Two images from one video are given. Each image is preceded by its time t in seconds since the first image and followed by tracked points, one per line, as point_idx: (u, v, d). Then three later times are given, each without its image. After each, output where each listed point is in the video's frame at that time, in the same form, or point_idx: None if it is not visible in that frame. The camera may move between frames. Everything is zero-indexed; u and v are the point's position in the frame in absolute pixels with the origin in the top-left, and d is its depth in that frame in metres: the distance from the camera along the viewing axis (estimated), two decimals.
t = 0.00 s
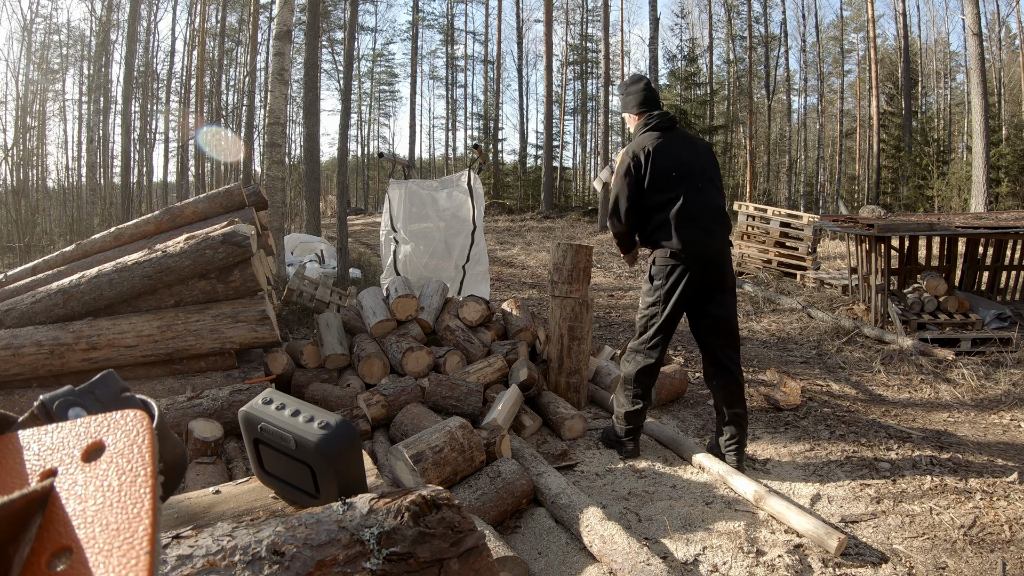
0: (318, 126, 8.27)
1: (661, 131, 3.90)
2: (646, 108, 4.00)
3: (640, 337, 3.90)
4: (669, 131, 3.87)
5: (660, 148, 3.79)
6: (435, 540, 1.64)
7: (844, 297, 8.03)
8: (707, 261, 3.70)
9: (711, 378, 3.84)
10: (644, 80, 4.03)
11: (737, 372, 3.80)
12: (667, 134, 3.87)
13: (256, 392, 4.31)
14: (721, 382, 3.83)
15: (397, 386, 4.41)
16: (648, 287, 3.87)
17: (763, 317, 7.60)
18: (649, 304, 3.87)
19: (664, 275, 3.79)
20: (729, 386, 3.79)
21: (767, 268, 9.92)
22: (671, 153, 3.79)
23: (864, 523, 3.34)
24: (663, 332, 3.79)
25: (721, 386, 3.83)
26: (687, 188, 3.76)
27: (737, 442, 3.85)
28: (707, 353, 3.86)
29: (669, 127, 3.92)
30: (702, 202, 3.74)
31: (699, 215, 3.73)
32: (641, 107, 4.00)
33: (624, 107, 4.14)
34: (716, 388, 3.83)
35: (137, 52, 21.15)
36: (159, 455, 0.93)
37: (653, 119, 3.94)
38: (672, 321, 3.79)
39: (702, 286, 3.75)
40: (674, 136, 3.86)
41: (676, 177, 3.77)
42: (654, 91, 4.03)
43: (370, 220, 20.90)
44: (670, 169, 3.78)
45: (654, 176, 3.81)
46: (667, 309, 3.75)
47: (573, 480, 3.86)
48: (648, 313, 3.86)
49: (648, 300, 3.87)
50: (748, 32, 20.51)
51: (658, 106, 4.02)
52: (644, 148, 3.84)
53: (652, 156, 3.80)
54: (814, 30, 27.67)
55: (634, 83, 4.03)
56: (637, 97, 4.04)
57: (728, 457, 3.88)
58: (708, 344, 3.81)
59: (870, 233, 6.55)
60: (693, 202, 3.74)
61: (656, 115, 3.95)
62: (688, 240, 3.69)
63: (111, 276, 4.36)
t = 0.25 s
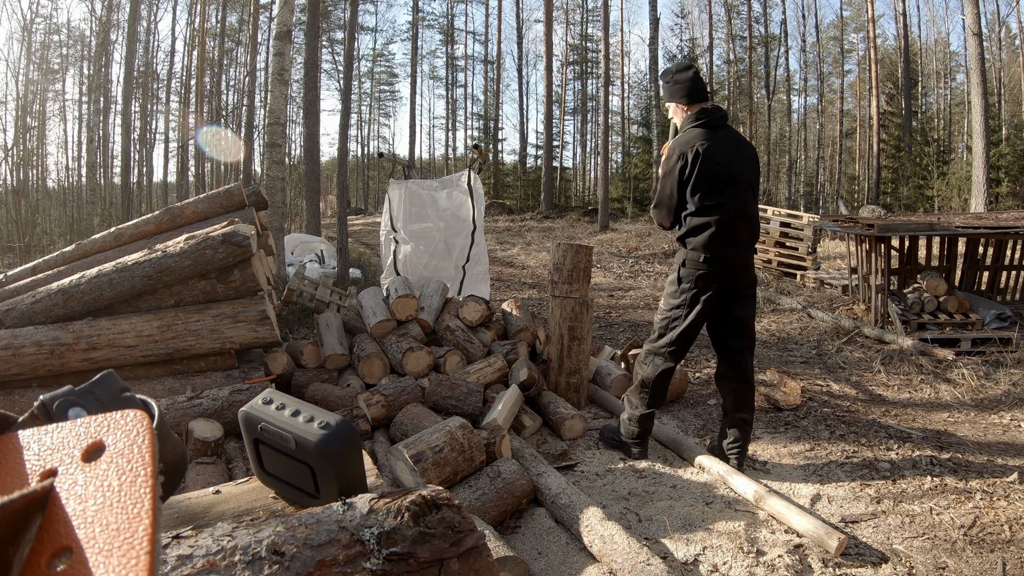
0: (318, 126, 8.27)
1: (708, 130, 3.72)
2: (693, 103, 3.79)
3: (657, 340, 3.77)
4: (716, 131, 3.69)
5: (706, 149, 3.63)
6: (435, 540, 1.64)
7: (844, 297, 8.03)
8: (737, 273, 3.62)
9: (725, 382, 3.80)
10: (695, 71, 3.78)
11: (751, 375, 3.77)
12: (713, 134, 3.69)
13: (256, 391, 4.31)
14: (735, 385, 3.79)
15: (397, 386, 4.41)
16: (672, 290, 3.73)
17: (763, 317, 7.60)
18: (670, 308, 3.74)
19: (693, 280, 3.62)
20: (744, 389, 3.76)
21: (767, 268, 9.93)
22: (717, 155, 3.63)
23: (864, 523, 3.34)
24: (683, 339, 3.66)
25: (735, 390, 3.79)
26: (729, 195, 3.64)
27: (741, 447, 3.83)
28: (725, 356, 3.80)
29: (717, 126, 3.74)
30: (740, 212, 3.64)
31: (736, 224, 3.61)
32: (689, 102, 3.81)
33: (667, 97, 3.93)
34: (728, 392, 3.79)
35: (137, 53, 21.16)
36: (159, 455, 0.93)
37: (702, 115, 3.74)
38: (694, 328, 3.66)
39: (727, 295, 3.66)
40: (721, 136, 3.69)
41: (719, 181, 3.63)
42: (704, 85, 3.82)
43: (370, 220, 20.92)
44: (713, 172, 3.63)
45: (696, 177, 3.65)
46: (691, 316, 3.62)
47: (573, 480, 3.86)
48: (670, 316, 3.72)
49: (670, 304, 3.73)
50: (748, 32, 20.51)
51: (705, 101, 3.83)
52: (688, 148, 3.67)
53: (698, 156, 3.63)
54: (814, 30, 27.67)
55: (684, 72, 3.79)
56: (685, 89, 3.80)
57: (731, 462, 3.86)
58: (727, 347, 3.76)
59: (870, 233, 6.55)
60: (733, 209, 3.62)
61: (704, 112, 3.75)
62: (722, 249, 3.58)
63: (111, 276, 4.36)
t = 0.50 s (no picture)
0: (318, 126, 8.28)
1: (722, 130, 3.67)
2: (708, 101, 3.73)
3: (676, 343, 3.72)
4: (730, 132, 3.66)
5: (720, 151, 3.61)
6: (434, 540, 1.64)
7: (844, 297, 8.03)
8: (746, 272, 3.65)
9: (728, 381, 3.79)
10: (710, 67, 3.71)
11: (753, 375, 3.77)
12: (728, 133, 3.66)
13: (256, 391, 4.31)
14: (737, 385, 3.78)
15: (397, 386, 4.41)
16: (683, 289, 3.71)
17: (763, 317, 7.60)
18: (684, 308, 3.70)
19: (704, 278, 3.62)
20: (746, 390, 3.76)
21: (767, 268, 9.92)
22: (730, 156, 3.62)
23: (864, 523, 3.34)
24: (698, 339, 3.63)
25: (736, 390, 3.78)
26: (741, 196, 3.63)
27: (740, 448, 3.84)
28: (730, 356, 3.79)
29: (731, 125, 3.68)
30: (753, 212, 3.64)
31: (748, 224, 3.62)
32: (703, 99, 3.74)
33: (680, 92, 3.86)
34: (731, 392, 3.78)
35: (137, 53, 21.14)
36: (160, 455, 0.93)
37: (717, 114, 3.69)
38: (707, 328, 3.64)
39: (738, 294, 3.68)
40: (734, 136, 3.66)
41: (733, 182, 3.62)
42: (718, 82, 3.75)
43: (370, 220, 20.92)
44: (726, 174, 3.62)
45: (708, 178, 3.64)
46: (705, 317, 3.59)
47: (573, 480, 3.86)
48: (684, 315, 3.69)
49: (683, 302, 3.70)
50: (748, 32, 20.51)
51: (719, 98, 3.76)
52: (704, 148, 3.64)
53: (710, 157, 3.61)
54: (814, 30, 27.64)
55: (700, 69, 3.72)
56: (700, 86, 3.74)
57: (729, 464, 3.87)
58: (731, 347, 3.76)
59: (870, 233, 6.54)
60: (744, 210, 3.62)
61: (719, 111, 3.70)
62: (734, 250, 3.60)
63: (111, 276, 4.36)
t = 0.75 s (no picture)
0: (318, 126, 8.28)
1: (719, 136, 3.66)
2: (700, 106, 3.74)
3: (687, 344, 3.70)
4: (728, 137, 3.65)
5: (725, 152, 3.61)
6: (435, 540, 1.64)
7: (844, 297, 8.04)
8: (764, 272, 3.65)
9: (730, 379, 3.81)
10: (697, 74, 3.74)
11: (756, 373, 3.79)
12: (728, 135, 3.66)
13: (256, 392, 4.32)
14: (740, 383, 3.82)
15: (397, 387, 4.42)
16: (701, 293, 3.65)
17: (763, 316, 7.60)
18: (700, 310, 3.66)
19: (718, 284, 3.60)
20: (747, 389, 3.78)
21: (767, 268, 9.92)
22: (735, 156, 3.62)
23: (864, 523, 3.34)
24: (711, 342, 3.62)
25: (739, 389, 3.81)
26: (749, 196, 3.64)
27: (740, 447, 3.84)
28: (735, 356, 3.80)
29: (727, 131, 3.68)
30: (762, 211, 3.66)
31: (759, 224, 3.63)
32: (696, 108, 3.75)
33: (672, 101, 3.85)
34: (733, 390, 3.80)
35: (137, 53, 21.13)
36: (159, 455, 0.93)
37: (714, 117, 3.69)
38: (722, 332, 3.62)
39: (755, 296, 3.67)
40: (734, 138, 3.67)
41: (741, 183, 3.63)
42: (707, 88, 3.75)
43: (370, 220, 20.92)
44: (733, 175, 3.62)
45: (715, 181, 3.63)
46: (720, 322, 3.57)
47: (573, 480, 3.86)
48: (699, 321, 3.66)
49: (699, 304, 3.65)
50: (748, 32, 20.50)
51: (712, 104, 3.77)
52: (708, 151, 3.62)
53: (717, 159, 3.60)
54: (814, 30, 27.64)
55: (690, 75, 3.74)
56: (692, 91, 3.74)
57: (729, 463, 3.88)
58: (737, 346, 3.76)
59: (870, 233, 6.55)
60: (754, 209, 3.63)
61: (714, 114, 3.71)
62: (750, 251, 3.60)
63: (111, 276, 4.36)
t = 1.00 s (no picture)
0: (318, 126, 8.27)
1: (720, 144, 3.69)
2: (707, 116, 3.79)
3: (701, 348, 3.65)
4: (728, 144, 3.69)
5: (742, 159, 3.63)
6: (435, 540, 1.64)
7: (844, 297, 8.03)
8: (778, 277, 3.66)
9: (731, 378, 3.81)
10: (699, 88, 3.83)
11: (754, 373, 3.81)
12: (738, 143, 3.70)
13: (256, 392, 4.32)
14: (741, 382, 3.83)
15: (397, 387, 4.42)
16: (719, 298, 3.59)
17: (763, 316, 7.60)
18: (715, 314, 3.60)
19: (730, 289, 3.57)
20: (747, 389, 3.79)
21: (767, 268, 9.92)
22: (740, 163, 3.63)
23: (864, 523, 3.34)
24: (723, 347, 3.60)
25: (741, 389, 3.80)
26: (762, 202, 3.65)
27: (739, 446, 3.85)
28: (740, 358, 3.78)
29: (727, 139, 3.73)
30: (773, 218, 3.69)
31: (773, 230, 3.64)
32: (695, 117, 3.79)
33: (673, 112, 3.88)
34: (735, 390, 3.80)
35: (137, 53, 21.13)
36: (159, 455, 0.93)
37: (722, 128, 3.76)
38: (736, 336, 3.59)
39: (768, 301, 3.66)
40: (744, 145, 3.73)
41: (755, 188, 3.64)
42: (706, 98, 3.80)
43: (370, 220, 20.93)
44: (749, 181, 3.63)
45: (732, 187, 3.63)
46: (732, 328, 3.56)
47: (573, 480, 3.86)
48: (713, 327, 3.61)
49: (716, 308, 3.59)
50: (748, 31, 20.50)
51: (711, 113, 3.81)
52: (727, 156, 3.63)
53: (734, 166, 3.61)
54: (814, 30, 27.63)
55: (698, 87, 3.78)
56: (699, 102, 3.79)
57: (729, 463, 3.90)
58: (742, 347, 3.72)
59: (870, 233, 6.55)
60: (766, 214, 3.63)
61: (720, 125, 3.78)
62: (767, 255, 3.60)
63: (111, 276, 4.36)
